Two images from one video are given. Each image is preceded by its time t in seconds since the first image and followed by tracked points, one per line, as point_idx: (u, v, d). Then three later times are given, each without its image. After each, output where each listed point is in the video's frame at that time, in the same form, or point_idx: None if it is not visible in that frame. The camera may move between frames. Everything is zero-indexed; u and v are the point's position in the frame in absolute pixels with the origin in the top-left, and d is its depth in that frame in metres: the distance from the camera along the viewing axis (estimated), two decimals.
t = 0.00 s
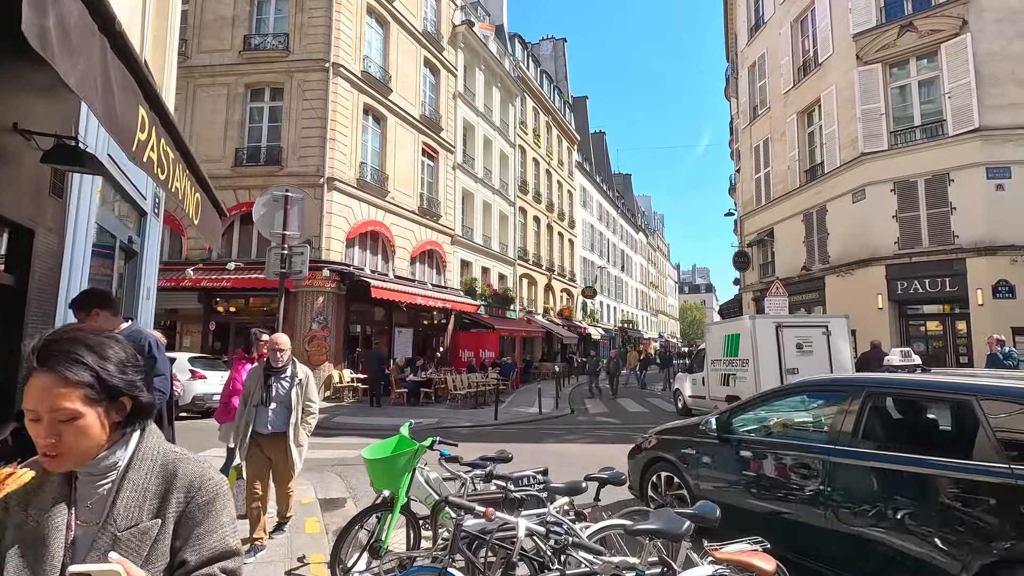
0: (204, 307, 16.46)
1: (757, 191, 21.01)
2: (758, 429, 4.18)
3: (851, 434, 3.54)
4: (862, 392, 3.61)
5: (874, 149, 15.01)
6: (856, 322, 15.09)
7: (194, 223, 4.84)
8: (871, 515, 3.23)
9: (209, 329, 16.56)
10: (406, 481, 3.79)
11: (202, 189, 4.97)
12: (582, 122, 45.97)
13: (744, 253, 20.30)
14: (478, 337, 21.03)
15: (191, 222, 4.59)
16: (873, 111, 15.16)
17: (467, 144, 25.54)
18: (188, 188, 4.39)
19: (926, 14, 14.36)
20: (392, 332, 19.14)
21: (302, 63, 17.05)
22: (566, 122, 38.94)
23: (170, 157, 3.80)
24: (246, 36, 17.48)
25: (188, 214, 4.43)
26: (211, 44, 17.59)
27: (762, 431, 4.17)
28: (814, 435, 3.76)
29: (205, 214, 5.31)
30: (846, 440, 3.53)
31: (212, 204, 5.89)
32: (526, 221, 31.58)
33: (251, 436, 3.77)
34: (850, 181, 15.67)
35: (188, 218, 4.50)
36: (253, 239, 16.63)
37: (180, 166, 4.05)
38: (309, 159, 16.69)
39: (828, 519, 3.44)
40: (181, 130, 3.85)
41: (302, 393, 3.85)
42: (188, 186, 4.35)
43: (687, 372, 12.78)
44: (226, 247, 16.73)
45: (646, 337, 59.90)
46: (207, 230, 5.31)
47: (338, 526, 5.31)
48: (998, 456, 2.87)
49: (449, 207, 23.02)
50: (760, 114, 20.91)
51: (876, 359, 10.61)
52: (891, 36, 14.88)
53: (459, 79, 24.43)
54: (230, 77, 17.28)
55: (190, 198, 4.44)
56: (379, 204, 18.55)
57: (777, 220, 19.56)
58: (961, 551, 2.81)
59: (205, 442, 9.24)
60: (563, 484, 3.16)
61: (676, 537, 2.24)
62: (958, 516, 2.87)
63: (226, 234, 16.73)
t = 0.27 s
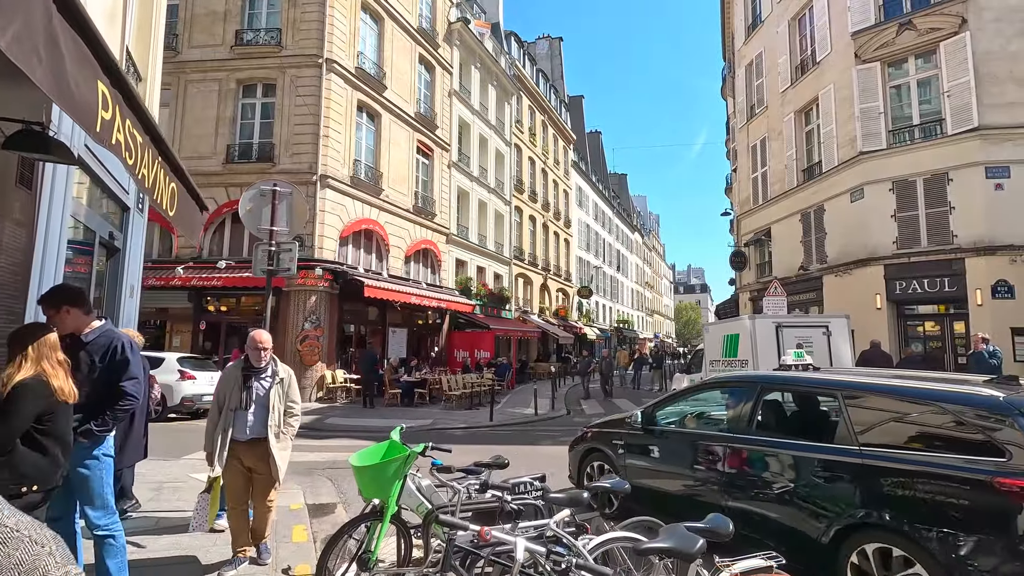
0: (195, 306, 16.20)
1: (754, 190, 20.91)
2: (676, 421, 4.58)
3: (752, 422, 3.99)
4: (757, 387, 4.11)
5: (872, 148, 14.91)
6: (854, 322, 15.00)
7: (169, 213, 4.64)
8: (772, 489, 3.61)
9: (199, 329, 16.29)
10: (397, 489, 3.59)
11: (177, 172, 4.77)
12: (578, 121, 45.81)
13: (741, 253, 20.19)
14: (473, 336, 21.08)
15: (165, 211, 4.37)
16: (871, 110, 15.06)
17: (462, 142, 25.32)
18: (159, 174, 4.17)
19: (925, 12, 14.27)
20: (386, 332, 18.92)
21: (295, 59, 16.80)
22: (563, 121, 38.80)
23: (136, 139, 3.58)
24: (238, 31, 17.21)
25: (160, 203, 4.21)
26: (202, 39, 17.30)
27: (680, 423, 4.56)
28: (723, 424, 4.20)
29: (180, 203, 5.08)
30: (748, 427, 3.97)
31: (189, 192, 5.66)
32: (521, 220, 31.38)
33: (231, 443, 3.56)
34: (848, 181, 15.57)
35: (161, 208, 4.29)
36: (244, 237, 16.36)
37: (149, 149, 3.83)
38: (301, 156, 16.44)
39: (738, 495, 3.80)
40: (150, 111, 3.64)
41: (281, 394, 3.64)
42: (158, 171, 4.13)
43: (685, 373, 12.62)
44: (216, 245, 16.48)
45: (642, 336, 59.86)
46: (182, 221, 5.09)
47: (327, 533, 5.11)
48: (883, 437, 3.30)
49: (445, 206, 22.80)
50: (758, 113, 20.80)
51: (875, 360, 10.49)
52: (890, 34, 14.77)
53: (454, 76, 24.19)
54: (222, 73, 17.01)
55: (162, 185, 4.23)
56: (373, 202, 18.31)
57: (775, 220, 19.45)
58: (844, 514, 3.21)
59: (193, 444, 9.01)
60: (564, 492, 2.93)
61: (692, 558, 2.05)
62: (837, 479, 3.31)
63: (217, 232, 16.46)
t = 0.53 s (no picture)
0: (186, 306, 15.95)
1: (752, 190, 20.79)
2: (609, 417, 4.96)
3: (670, 417, 4.41)
4: (674, 386, 4.55)
5: (872, 148, 14.79)
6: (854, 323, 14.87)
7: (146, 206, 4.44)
8: (687, 476, 4.02)
9: (191, 329, 16.04)
10: (390, 499, 3.39)
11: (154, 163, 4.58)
12: (575, 120, 45.65)
13: (739, 253, 20.07)
14: (469, 337, 20.75)
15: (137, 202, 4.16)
16: (872, 109, 14.95)
17: (459, 141, 25.11)
18: (129, 162, 3.96)
19: (926, 10, 14.15)
20: (381, 332, 18.69)
21: (289, 55, 16.57)
22: (560, 120, 38.62)
23: (100, 122, 3.37)
24: (231, 27, 16.96)
25: (131, 194, 4.00)
26: (195, 34, 17.04)
27: (612, 419, 4.95)
28: (646, 419, 4.60)
29: (158, 195, 4.87)
30: (666, 421, 4.39)
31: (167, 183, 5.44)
32: (519, 220, 31.18)
33: (214, 458, 3.33)
34: (847, 181, 15.46)
35: (132, 199, 4.07)
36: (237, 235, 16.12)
37: (114, 134, 3.61)
38: (295, 154, 16.20)
39: (657, 482, 4.22)
40: (116, 93, 3.43)
41: (273, 408, 3.42)
42: (128, 160, 3.92)
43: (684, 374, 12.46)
44: (208, 244, 16.23)
45: (638, 337, 59.77)
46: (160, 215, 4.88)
47: (318, 542, 4.93)
48: (786, 431, 3.69)
49: (441, 205, 22.60)
50: (756, 112, 20.67)
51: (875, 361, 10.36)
52: (890, 33, 14.66)
53: (451, 74, 23.98)
54: (215, 69, 16.76)
55: (132, 173, 4.02)
56: (369, 201, 18.09)
57: (773, 219, 19.34)
58: (741, 496, 3.66)
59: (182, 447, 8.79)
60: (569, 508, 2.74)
61: None
62: (733, 464, 3.76)
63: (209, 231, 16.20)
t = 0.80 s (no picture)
0: (181, 304, 15.73)
1: (753, 189, 20.67)
2: (555, 409, 5.48)
3: (607, 408, 4.95)
4: (611, 381, 5.09)
5: (875, 146, 14.67)
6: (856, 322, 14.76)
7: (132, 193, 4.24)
8: (619, 461, 4.56)
9: (186, 327, 15.82)
10: (392, 503, 3.19)
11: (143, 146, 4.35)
12: (574, 119, 45.55)
13: (740, 253, 19.96)
14: (467, 337, 20.45)
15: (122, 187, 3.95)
16: (875, 107, 14.83)
17: (457, 138, 24.91)
18: (115, 144, 3.75)
19: (930, 7, 14.03)
20: (379, 332, 18.49)
21: (287, 51, 16.36)
22: (558, 119, 38.45)
23: (83, 99, 3.17)
24: (228, 22, 16.74)
25: (115, 177, 3.79)
26: (191, 29, 16.81)
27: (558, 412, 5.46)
28: (587, 411, 5.13)
29: (147, 181, 4.65)
30: (604, 412, 4.93)
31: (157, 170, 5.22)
32: (517, 219, 31.00)
33: (211, 463, 3.13)
34: (850, 179, 15.35)
35: (116, 183, 3.86)
36: (233, 233, 15.91)
37: (99, 112, 3.40)
38: (292, 150, 15.99)
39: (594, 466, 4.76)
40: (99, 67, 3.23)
41: (276, 409, 3.23)
42: (114, 141, 3.71)
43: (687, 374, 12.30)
44: (204, 242, 16.01)
45: (637, 337, 59.66)
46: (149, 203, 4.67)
47: (316, 548, 4.73)
48: (703, 418, 4.24)
49: (439, 204, 22.40)
50: (757, 111, 20.56)
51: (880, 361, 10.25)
52: (894, 30, 14.54)
53: (450, 71, 23.78)
54: (211, 64, 16.53)
55: (118, 156, 3.80)
56: (366, 198, 17.88)
57: (774, 218, 19.21)
58: (662, 476, 4.19)
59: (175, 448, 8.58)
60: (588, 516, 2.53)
61: None
62: (657, 450, 4.30)
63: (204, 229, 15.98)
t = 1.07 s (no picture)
0: (179, 302, 15.50)
1: (757, 187, 20.50)
2: (510, 406, 5.99)
3: (556, 403, 5.47)
4: (560, 379, 5.61)
5: (881, 143, 14.51)
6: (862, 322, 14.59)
7: (123, 176, 4.01)
8: (566, 451, 5.08)
9: (184, 326, 15.60)
10: (400, 511, 2.99)
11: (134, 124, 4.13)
12: (574, 118, 45.39)
13: (743, 252, 19.79)
14: (467, 337, 21.27)
15: (112, 169, 3.71)
16: (881, 104, 14.66)
17: (458, 136, 24.69)
18: (104, 122, 3.51)
19: (938, 3, 13.86)
20: (379, 331, 18.28)
21: (286, 46, 16.13)
22: (558, 118, 38.25)
23: (68, 68, 2.92)
24: (226, 16, 16.50)
25: (104, 157, 3.55)
26: (189, 24, 16.57)
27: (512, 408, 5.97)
28: (538, 406, 5.64)
29: (140, 165, 4.41)
30: (553, 407, 5.44)
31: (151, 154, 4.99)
32: (517, 218, 30.81)
33: (211, 471, 2.94)
34: (855, 177, 15.18)
35: (106, 164, 3.63)
36: (231, 230, 15.69)
37: (86, 83, 3.15)
38: (292, 147, 15.76)
39: (545, 456, 5.26)
40: (82, 32, 2.98)
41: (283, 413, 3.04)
42: (103, 118, 3.47)
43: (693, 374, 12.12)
44: (201, 239, 15.77)
45: (636, 337, 59.52)
46: (142, 189, 4.44)
47: (319, 556, 4.52)
48: (639, 410, 4.77)
49: (440, 202, 22.18)
50: (760, 108, 20.38)
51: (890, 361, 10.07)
52: (901, 26, 14.37)
53: (450, 69, 23.56)
54: (208, 59, 16.29)
55: (108, 135, 3.58)
56: (366, 196, 17.67)
57: (778, 217, 19.02)
58: (602, 463, 4.72)
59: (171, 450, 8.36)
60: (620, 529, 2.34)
61: None
62: (600, 439, 4.81)
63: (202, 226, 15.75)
